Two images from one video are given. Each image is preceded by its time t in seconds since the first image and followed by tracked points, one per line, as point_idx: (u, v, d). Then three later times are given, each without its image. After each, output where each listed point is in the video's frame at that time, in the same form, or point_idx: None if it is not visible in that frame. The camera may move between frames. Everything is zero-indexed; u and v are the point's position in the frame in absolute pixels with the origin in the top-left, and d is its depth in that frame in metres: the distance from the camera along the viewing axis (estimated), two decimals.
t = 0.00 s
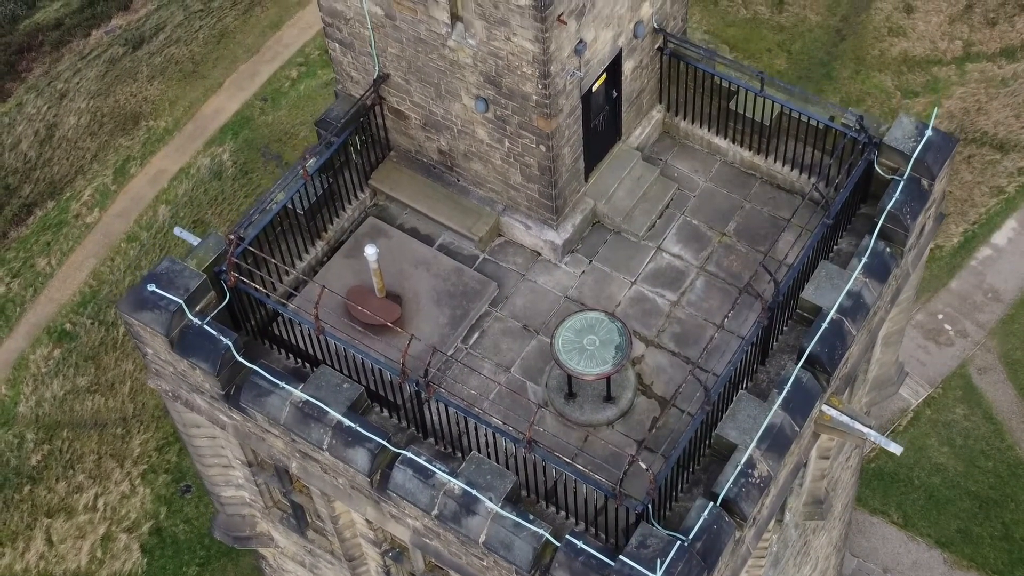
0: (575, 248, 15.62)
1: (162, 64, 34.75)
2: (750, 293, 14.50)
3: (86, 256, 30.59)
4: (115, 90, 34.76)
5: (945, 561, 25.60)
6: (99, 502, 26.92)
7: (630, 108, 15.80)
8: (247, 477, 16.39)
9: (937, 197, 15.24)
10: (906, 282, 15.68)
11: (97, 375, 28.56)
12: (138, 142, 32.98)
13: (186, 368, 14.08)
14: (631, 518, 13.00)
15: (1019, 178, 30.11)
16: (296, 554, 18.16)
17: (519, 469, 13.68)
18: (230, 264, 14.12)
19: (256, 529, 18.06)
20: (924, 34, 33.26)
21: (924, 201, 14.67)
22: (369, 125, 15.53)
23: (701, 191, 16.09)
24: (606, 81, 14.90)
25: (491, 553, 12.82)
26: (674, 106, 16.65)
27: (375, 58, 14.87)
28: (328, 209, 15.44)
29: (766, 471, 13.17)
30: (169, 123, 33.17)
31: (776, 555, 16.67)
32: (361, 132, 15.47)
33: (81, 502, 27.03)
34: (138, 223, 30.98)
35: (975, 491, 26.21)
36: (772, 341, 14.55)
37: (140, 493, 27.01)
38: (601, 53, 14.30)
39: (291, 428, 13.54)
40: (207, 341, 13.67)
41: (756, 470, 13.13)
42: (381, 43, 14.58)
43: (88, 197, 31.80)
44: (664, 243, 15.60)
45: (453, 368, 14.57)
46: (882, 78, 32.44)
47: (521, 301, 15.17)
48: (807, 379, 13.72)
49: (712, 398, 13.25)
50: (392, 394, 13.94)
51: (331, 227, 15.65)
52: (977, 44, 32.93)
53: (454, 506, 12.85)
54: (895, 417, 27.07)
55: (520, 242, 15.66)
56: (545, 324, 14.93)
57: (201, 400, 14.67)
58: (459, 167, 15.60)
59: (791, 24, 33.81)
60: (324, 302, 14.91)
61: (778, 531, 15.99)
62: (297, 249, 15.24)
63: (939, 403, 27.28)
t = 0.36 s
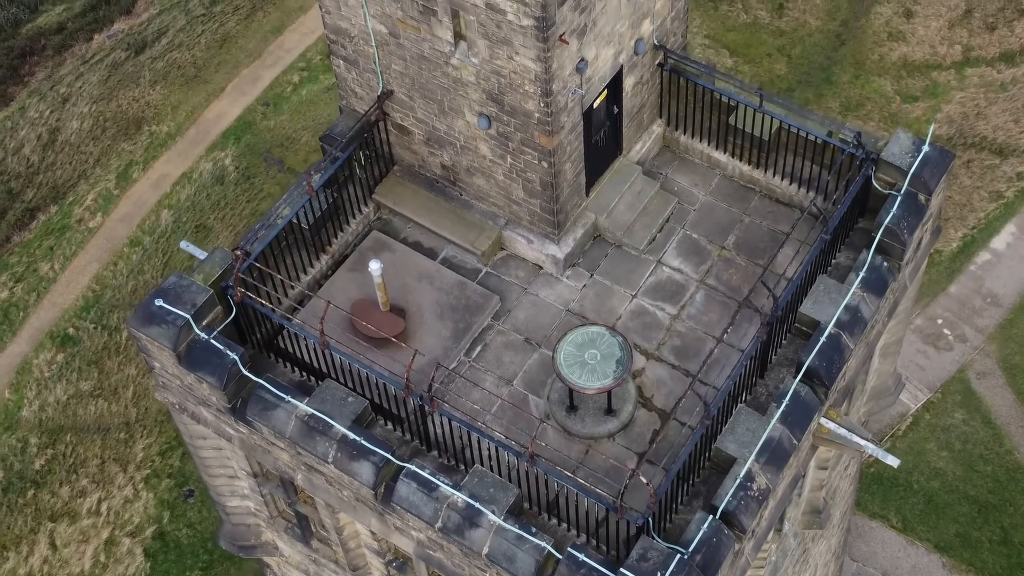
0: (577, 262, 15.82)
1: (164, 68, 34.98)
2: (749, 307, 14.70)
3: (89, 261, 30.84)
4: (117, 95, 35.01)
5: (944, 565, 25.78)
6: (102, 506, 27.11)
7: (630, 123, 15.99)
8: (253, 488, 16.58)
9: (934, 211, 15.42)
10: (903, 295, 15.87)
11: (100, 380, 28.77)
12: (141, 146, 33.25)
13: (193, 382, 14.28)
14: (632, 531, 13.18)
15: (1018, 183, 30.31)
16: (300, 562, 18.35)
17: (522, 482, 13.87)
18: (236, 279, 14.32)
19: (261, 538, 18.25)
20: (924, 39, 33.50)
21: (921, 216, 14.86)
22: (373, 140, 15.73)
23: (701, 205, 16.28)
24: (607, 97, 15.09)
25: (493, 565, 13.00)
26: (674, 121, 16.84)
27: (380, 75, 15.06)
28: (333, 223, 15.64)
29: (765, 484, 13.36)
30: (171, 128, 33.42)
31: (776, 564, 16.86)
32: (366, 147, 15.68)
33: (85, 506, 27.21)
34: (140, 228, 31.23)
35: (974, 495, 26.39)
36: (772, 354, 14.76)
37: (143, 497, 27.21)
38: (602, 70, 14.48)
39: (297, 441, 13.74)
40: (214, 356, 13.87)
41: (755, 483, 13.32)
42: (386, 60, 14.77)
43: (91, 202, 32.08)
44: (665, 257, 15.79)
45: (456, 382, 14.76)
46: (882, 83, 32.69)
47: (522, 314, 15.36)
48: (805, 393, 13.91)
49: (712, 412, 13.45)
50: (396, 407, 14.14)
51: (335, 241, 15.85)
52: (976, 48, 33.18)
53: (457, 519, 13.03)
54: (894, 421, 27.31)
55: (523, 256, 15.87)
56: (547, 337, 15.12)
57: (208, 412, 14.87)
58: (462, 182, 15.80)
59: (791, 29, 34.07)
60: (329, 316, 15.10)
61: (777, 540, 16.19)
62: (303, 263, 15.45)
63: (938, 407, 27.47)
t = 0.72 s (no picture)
0: (578, 277, 16.05)
1: (166, 73, 35.26)
2: (747, 322, 14.93)
3: (92, 266, 31.20)
4: (119, 99, 35.33)
5: (942, 569, 26.00)
6: (106, 510, 27.31)
7: (630, 140, 16.22)
8: (258, 499, 16.82)
9: (930, 227, 15.64)
10: (899, 309, 16.10)
11: (103, 385, 29.07)
12: (143, 151, 33.57)
13: (200, 397, 14.51)
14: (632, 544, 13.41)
15: (1016, 189, 30.54)
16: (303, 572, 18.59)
17: (523, 496, 14.10)
18: (242, 296, 14.57)
19: (266, 548, 18.50)
20: (923, 44, 33.76)
21: (916, 232, 15.07)
22: (377, 157, 15.97)
23: (700, 221, 16.52)
24: (607, 115, 15.31)
25: None
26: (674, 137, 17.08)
27: (383, 94, 15.29)
28: (337, 239, 15.89)
29: (763, 498, 13.59)
30: (174, 133, 33.72)
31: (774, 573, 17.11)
32: (369, 165, 15.91)
33: (88, 510, 27.42)
34: (143, 233, 31.59)
35: (972, 500, 26.61)
36: (770, 369, 15.00)
37: (147, 502, 27.38)
38: (602, 90, 14.69)
39: (302, 456, 13.97)
40: (221, 371, 14.11)
41: (752, 497, 13.55)
42: (389, 79, 15.00)
43: (94, 207, 32.43)
44: (664, 272, 16.02)
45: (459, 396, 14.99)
46: (881, 88, 32.95)
47: (524, 329, 15.59)
48: (803, 409, 14.14)
49: (710, 428, 13.68)
50: (400, 422, 14.37)
51: (339, 256, 16.10)
52: (975, 54, 33.45)
53: (460, 533, 13.25)
54: (893, 426, 27.53)
55: (524, 271, 16.10)
56: (548, 352, 15.35)
57: (214, 426, 15.11)
58: (464, 199, 16.05)
59: (790, 34, 34.35)
60: (333, 332, 15.34)
61: (776, 551, 16.43)
62: (307, 279, 15.70)
63: (936, 412, 27.71)
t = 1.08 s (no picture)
0: (577, 286, 16.28)
1: (168, 73, 35.48)
2: (744, 331, 15.15)
3: (94, 265, 31.52)
4: (121, 99, 35.64)
5: (940, 568, 26.21)
6: (110, 509, 27.51)
7: (629, 151, 16.44)
8: (262, 504, 17.07)
9: (925, 237, 15.85)
10: (895, 318, 16.32)
11: (106, 384, 29.34)
12: (146, 151, 33.82)
13: (206, 405, 14.74)
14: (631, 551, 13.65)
15: (1015, 188, 30.73)
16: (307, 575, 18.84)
17: (524, 503, 14.34)
18: (247, 307, 14.81)
19: (270, 552, 18.76)
20: (922, 44, 33.96)
21: (912, 242, 15.28)
22: (379, 168, 16.21)
23: (699, 230, 16.74)
24: (607, 127, 15.52)
25: None
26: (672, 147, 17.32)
27: (386, 106, 15.53)
28: (340, 249, 16.12)
29: (760, 506, 13.81)
30: (176, 133, 33.94)
31: None
32: (372, 175, 16.15)
33: (92, 509, 27.64)
34: (145, 233, 31.86)
35: (970, 499, 26.84)
36: (767, 378, 15.23)
37: (150, 501, 27.53)
38: (602, 102, 14.91)
39: (307, 463, 14.20)
40: (226, 381, 14.32)
41: (749, 505, 13.77)
42: (391, 92, 15.22)
43: (96, 207, 32.72)
44: (663, 281, 16.24)
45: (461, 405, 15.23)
46: (880, 88, 33.15)
47: (525, 337, 15.83)
48: (799, 417, 14.36)
49: (708, 436, 13.92)
50: (402, 430, 14.61)
51: (343, 266, 16.34)
52: (974, 54, 33.68)
53: (462, 540, 13.48)
54: (891, 426, 27.78)
55: (525, 280, 16.33)
56: (549, 360, 15.58)
57: (220, 434, 15.35)
58: (466, 209, 16.29)
59: (790, 34, 34.52)
60: (337, 341, 15.57)
61: (773, 555, 16.67)
62: (311, 288, 15.93)
63: (935, 412, 27.93)
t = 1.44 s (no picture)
0: (577, 287, 16.51)
1: (170, 67, 35.67)
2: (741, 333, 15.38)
3: (97, 258, 31.86)
4: (123, 93, 35.94)
5: (937, 560, 26.47)
6: (114, 502, 27.82)
7: (628, 154, 16.65)
8: (266, 501, 17.31)
9: (920, 239, 16.05)
10: (890, 318, 16.54)
11: (110, 377, 29.62)
12: (148, 145, 34.04)
13: (211, 406, 14.98)
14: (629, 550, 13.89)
15: (1013, 182, 30.92)
16: (310, 571, 19.12)
17: (525, 503, 14.60)
18: (252, 309, 15.04)
19: (274, 548, 19.06)
20: (921, 37, 34.14)
21: (907, 245, 15.48)
22: (381, 171, 16.43)
23: (697, 232, 16.96)
24: (606, 131, 15.71)
25: None
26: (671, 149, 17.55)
27: (388, 110, 15.74)
28: (343, 251, 16.35)
29: (756, 505, 14.05)
30: (177, 127, 34.06)
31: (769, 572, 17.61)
32: (374, 178, 16.37)
33: (96, 502, 27.96)
34: (148, 226, 32.11)
35: (967, 490, 27.09)
36: (764, 379, 15.47)
37: (153, 494, 27.80)
38: (602, 107, 15.12)
39: (310, 463, 14.43)
40: (231, 382, 14.55)
41: (746, 504, 14.01)
42: (393, 97, 15.43)
43: (99, 200, 33.02)
44: (661, 282, 16.45)
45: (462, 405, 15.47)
46: (879, 82, 33.31)
47: (525, 338, 16.07)
48: (795, 418, 14.59)
49: (706, 437, 14.15)
50: (404, 430, 14.85)
51: (345, 267, 16.56)
52: (973, 47, 33.88)
53: (463, 539, 13.71)
54: (889, 419, 27.96)
55: (525, 282, 16.57)
56: (549, 360, 15.82)
57: (225, 434, 15.60)
58: (467, 212, 16.54)
59: (789, 27, 34.62)
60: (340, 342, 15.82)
61: (770, 551, 16.92)
62: (314, 290, 16.17)
63: (932, 405, 28.18)
